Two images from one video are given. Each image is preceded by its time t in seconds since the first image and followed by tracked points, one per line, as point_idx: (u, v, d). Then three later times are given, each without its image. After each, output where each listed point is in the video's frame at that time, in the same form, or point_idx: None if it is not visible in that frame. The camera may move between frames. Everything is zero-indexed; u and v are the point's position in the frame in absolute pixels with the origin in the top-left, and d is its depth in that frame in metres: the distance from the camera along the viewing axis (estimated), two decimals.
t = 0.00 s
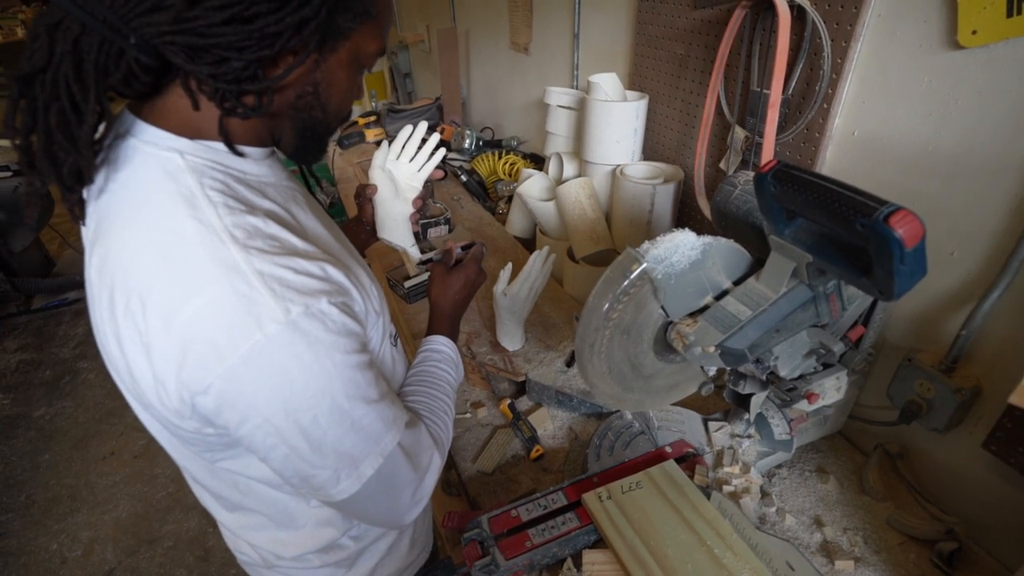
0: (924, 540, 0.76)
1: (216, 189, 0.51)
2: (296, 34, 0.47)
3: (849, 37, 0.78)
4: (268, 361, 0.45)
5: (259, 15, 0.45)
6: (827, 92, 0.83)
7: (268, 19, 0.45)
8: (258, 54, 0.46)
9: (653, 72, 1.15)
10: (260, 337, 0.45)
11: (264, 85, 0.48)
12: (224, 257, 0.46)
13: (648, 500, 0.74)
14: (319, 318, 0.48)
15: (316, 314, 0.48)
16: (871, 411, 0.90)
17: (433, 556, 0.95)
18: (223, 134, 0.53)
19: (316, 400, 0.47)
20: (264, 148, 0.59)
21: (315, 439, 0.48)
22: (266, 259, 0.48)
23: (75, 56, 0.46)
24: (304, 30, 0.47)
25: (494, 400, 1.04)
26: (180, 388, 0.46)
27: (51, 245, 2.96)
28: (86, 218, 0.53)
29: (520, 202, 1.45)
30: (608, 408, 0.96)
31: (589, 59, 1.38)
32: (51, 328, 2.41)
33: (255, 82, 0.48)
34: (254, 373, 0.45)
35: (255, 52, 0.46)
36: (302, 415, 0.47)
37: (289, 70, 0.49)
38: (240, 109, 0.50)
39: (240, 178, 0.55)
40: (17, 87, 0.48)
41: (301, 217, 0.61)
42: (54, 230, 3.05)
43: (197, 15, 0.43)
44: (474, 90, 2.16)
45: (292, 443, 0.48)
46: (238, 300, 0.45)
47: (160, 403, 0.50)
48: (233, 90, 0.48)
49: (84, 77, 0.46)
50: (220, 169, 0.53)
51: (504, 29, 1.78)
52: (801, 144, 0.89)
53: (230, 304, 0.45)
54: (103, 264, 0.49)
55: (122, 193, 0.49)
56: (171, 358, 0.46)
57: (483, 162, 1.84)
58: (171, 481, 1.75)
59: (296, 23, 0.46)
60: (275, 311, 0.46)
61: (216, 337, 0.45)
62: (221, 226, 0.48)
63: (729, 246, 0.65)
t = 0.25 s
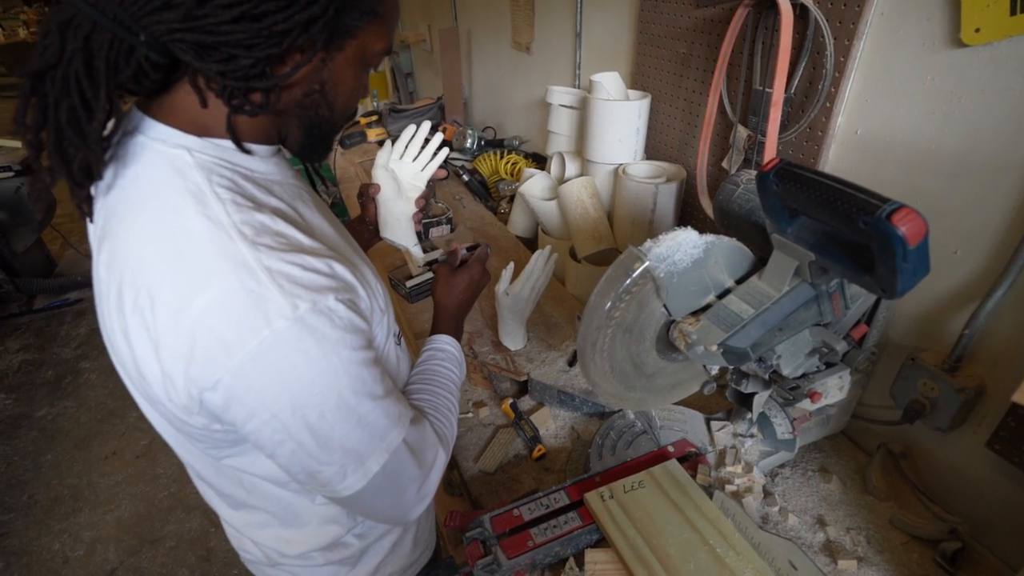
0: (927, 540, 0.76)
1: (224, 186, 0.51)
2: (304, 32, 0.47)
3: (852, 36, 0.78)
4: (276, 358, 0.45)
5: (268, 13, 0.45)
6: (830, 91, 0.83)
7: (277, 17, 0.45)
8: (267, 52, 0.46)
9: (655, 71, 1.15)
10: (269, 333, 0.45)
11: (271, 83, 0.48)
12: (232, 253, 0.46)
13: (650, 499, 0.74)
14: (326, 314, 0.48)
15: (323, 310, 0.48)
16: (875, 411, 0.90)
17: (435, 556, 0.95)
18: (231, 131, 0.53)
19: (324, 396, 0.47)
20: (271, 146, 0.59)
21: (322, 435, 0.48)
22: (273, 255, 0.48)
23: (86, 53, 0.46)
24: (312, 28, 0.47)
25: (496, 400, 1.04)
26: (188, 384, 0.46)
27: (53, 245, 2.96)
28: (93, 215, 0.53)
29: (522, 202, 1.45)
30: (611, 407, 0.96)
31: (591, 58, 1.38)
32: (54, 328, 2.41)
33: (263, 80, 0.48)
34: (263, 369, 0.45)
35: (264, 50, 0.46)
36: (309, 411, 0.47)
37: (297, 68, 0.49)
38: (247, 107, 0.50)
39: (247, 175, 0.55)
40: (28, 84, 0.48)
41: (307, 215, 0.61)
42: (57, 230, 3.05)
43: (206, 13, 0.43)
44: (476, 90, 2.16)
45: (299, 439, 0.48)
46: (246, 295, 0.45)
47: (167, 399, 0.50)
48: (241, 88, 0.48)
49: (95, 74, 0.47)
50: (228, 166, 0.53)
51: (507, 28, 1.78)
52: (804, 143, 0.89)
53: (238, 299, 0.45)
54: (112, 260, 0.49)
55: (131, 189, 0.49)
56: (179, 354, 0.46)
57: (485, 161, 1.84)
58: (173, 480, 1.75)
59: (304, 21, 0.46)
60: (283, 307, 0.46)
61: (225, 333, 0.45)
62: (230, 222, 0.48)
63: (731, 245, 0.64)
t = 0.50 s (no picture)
0: (930, 539, 0.75)
1: (229, 183, 0.51)
2: (308, 29, 0.47)
3: (855, 33, 0.78)
4: (282, 355, 0.45)
5: (272, 10, 0.45)
6: (833, 88, 0.83)
7: (282, 14, 0.45)
8: (271, 49, 0.46)
9: (657, 69, 1.15)
10: (275, 330, 0.45)
11: (276, 81, 0.48)
12: (238, 250, 0.46)
13: (653, 498, 0.74)
14: (332, 312, 0.48)
15: (328, 307, 0.48)
16: (879, 410, 0.90)
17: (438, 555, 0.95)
18: (235, 129, 0.53)
19: (329, 393, 0.47)
20: (276, 145, 0.59)
21: (327, 432, 0.49)
22: (279, 252, 0.48)
23: (91, 50, 0.46)
24: (316, 25, 0.47)
25: (498, 399, 1.04)
26: (194, 381, 0.46)
27: (56, 245, 2.97)
28: (97, 213, 0.53)
29: (524, 201, 1.45)
30: (613, 406, 0.96)
31: (593, 57, 1.38)
32: (57, 327, 2.42)
33: (267, 77, 0.48)
34: (269, 366, 0.45)
35: (268, 47, 0.46)
36: (315, 407, 0.47)
37: (301, 66, 0.49)
38: (251, 104, 0.50)
39: (252, 173, 0.55)
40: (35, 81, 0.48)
41: (311, 213, 0.61)
42: (60, 230, 3.06)
43: (211, 10, 0.44)
44: (478, 89, 2.16)
45: (305, 435, 0.48)
46: (253, 292, 0.45)
47: (173, 396, 0.50)
48: (246, 85, 0.48)
49: (100, 71, 0.47)
50: (233, 164, 0.53)
51: (509, 27, 1.78)
52: (807, 141, 0.89)
53: (245, 296, 0.45)
54: (117, 258, 0.49)
55: (136, 187, 0.49)
56: (185, 351, 0.46)
57: (487, 161, 1.84)
58: (176, 480, 1.75)
59: (308, 18, 0.46)
60: (289, 303, 0.46)
61: (231, 330, 0.45)
62: (235, 220, 0.48)
63: (733, 243, 0.64)
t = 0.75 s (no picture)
0: (935, 538, 0.75)
1: (231, 183, 0.50)
2: (309, 28, 0.47)
3: (859, 30, 0.77)
4: (284, 355, 0.45)
5: (274, 8, 0.45)
6: (837, 85, 0.82)
7: (284, 13, 0.45)
8: (273, 48, 0.46)
9: (660, 67, 1.14)
10: (277, 330, 0.45)
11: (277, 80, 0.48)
12: (240, 250, 0.46)
13: (655, 497, 0.74)
14: (334, 311, 0.48)
15: (331, 307, 0.48)
16: (882, 409, 0.89)
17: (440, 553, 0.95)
18: (237, 128, 0.53)
19: (331, 392, 0.47)
20: (278, 144, 0.59)
21: (330, 432, 0.48)
22: (281, 252, 0.48)
23: (93, 48, 0.46)
24: (318, 24, 0.47)
25: (501, 398, 1.04)
26: (196, 380, 0.46)
27: (60, 244, 2.98)
28: (99, 211, 0.53)
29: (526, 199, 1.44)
30: (615, 405, 0.96)
31: (596, 55, 1.38)
32: (60, 326, 2.42)
33: (270, 76, 0.48)
34: (271, 365, 0.45)
35: (270, 46, 0.46)
36: (317, 407, 0.47)
37: (303, 65, 0.49)
38: (254, 103, 0.50)
39: (254, 172, 0.55)
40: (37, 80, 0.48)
41: (313, 212, 0.61)
42: (63, 229, 3.07)
43: (213, 9, 0.43)
44: (480, 87, 2.15)
45: (307, 435, 0.48)
46: (255, 291, 0.45)
47: (174, 396, 0.50)
48: (248, 84, 0.48)
49: (102, 70, 0.47)
50: (235, 163, 0.53)
51: (511, 25, 1.77)
52: (811, 139, 0.89)
53: (247, 296, 0.45)
54: (118, 257, 0.49)
55: (137, 186, 0.49)
56: (187, 350, 0.46)
57: (489, 159, 1.84)
58: (179, 478, 1.76)
59: (310, 17, 0.46)
60: (291, 303, 0.46)
61: (233, 329, 0.45)
62: (237, 219, 0.48)
63: (735, 242, 0.64)
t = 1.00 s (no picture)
0: (939, 537, 0.75)
1: (230, 182, 0.50)
2: (307, 25, 0.47)
3: (863, 26, 0.77)
4: (283, 355, 0.45)
5: (270, 6, 0.44)
6: (840, 82, 0.82)
7: (280, 10, 0.45)
8: (270, 46, 0.46)
9: (663, 64, 1.14)
10: (276, 330, 0.45)
11: (274, 78, 0.48)
12: (239, 249, 0.46)
13: (658, 495, 0.74)
14: (334, 311, 0.48)
15: (331, 307, 0.48)
16: (886, 407, 0.89)
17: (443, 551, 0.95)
18: (235, 127, 0.53)
19: (331, 391, 0.47)
20: (276, 142, 0.59)
21: (330, 432, 0.49)
22: (280, 252, 0.48)
23: (88, 46, 0.46)
24: (315, 21, 0.47)
25: (503, 396, 1.04)
26: (195, 380, 0.47)
27: (64, 242, 2.99)
28: (97, 211, 0.53)
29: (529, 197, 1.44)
30: (618, 404, 0.96)
31: (598, 52, 1.37)
32: (64, 324, 2.43)
33: (267, 75, 0.48)
34: (270, 366, 0.45)
35: (267, 44, 0.46)
36: (317, 406, 0.47)
37: (301, 63, 0.49)
38: (252, 102, 0.50)
39: (252, 171, 0.55)
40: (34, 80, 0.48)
41: (312, 211, 0.61)
42: (68, 228, 3.08)
43: (209, 6, 0.43)
44: (482, 85, 2.15)
45: (307, 435, 0.48)
46: (254, 292, 0.45)
47: (174, 395, 0.50)
48: (245, 82, 0.48)
49: (98, 69, 0.47)
50: (233, 162, 0.53)
51: (512, 22, 1.77)
52: (814, 136, 0.88)
53: (246, 295, 0.45)
54: (117, 257, 0.49)
55: (135, 185, 0.49)
56: (186, 351, 0.46)
57: (492, 157, 1.83)
58: (183, 475, 1.76)
59: (307, 14, 0.46)
60: (291, 303, 0.46)
61: (232, 329, 0.45)
62: (236, 219, 0.48)
63: (738, 240, 0.64)
